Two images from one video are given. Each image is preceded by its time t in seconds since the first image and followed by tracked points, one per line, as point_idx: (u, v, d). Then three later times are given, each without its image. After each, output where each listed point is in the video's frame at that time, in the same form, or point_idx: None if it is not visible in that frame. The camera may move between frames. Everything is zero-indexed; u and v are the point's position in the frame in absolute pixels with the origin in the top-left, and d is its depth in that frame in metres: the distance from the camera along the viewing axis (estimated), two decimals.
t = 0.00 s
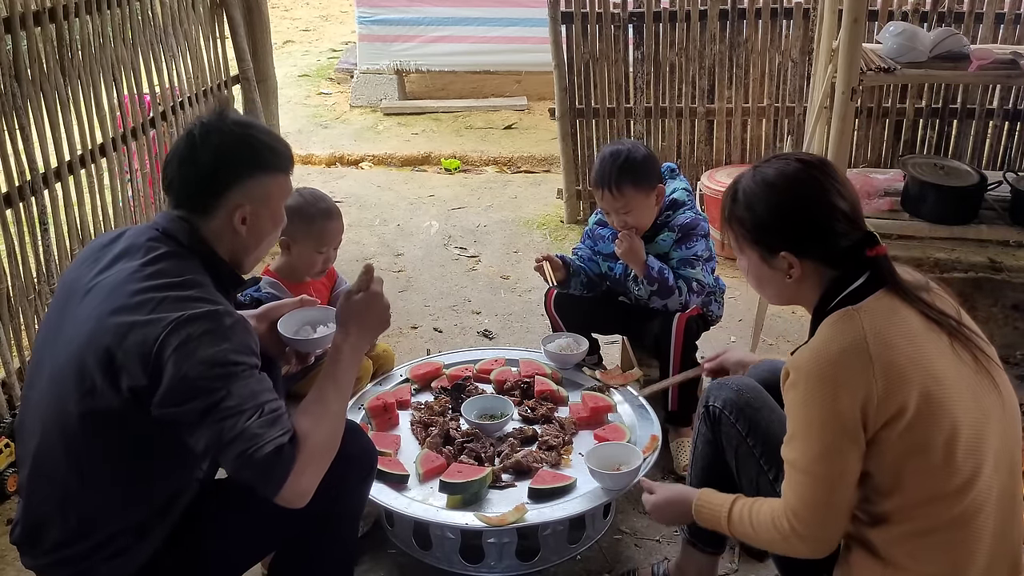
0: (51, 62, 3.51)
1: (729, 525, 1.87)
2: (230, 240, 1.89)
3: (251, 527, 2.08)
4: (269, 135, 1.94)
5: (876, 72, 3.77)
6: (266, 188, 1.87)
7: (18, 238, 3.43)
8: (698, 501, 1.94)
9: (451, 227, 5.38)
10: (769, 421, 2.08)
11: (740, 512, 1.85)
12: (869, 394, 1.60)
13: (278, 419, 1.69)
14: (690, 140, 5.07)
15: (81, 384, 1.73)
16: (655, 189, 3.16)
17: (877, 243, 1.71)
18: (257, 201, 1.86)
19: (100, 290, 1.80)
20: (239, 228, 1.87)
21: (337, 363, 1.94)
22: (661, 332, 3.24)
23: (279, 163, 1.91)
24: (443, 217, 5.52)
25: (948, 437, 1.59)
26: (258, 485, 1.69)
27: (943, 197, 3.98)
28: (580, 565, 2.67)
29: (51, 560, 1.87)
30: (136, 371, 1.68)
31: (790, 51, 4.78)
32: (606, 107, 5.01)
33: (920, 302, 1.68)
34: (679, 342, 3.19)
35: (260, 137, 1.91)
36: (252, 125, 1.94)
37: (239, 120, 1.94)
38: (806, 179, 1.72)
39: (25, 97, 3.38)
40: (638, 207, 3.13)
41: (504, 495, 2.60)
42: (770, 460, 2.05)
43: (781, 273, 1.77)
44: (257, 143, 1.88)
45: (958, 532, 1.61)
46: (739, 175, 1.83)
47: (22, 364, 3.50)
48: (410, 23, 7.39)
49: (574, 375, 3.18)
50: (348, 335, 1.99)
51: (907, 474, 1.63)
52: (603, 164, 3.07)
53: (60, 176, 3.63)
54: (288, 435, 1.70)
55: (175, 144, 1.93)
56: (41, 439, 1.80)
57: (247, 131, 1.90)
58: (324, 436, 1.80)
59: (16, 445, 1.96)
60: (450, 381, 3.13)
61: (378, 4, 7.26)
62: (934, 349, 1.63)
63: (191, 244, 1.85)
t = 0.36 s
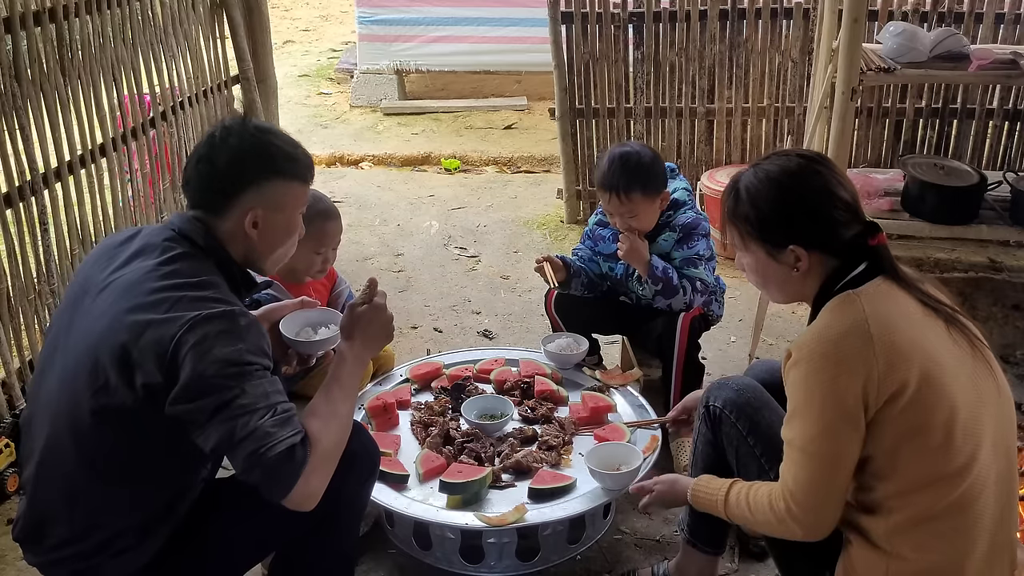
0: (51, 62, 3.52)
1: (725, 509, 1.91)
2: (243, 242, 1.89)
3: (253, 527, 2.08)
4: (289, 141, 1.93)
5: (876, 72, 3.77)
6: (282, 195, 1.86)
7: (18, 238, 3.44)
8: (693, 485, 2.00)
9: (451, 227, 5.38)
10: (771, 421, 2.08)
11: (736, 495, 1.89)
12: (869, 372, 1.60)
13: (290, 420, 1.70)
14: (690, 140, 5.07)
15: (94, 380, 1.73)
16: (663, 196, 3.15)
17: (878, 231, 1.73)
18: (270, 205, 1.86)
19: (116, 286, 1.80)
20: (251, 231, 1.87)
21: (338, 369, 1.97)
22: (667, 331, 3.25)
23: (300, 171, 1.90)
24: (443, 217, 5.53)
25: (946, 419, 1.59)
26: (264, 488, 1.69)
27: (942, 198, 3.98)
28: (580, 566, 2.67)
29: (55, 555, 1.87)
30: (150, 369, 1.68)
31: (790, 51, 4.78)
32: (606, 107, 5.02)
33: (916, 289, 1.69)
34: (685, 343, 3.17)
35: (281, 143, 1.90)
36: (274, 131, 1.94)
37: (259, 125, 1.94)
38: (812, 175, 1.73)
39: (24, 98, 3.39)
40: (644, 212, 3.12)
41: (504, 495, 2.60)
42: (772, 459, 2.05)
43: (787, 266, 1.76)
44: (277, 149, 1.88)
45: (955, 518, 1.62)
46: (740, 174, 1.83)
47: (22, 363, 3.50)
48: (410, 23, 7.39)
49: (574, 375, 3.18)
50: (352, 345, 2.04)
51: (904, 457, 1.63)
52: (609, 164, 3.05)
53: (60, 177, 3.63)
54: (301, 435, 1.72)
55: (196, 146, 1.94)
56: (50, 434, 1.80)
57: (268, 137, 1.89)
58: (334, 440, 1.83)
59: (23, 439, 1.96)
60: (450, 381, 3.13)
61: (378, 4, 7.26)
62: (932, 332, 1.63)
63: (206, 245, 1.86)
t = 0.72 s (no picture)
0: (51, 62, 3.52)
1: (718, 528, 1.84)
2: (247, 244, 1.88)
3: (254, 528, 2.08)
4: (301, 147, 1.93)
5: (876, 72, 3.78)
6: (286, 199, 1.86)
7: (18, 238, 3.44)
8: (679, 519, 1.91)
9: (451, 227, 5.38)
10: (773, 420, 2.08)
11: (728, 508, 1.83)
12: (871, 358, 1.60)
13: (294, 418, 1.70)
14: (690, 140, 5.07)
15: (99, 378, 1.73)
16: (667, 196, 3.18)
17: (885, 222, 1.72)
18: (274, 207, 1.85)
19: (123, 285, 1.80)
20: (254, 233, 1.87)
21: (344, 371, 1.97)
22: (671, 331, 3.22)
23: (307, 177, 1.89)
24: (443, 217, 5.52)
25: (948, 412, 1.59)
26: (267, 487, 1.68)
27: (943, 197, 3.98)
28: (580, 565, 2.67)
29: (57, 554, 1.87)
30: (155, 368, 1.68)
31: (790, 51, 4.78)
32: (606, 107, 5.02)
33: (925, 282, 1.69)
34: (690, 342, 3.16)
35: (290, 148, 1.90)
36: (285, 135, 1.93)
37: (269, 128, 1.94)
38: (826, 164, 1.74)
39: (25, 98, 3.39)
40: (650, 211, 3.14)
41: (504, 495, 2.60)
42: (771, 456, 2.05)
43: (792, 251, 1.78)
44: (287, 153, 1.88)
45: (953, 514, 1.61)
46: (755, 165, 1.86)
47: (22, 363, 3.51)
48: (410, 23, 7.39)
49: (574, 375, 3.18)
50: (358, 346, 2.04)
51: (904, 447, 1.63)
52: (622, 157, 3.06)
53: (60, 176, 3.63)
54: (305, 434, 1.72)
55: (208, 144, 1.95)
56: (54, 434, 1.80)
57: (278, 141, 1.89)
58: (337, 440, 1.83)
59: (25, 437, 1.96)
60: (450, 381, 3.13)
61: (378, 4, 7.26)
62: (938, 325, 1.63)
63: (212, 245, 1.86)
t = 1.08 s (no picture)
0: (51, 63, 3.52)
1: (815, 547, 1.67)
2: (247, 244, 1.89)
3: (255, 527, 2.08)
4: (301, 145, 1.94)
5: (876, 72, 3.77)
6: (286, 199, 1.86)
7: (18, 238, 3.44)
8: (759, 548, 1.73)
9: (451, 227, 5.38)
10: (783, 415, 2.06)
11: (820, 524, 1.69)
12: (963, 341, 1.58)
13: (294, 419, 1.70)
14: (690, 140, 5.07)
15: (99, 378, 1.73)
16: (668, 193, 3.20)
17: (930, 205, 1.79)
18: (274, 209, 1.85)
19: (123, 286, 1.80)
20: (253, 234, 1.87)
21: (344, 372, 1.97)
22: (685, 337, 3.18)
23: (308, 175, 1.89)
24: (443, 217, 5.52)
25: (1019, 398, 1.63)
26: (267, 487, 1.68)
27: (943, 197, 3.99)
28: (580, 565, 2.67)
29: (56, 554, 1.87)
30: (155, 368, 1.68)
31: (790, 51, 4.78)
32: (605, 107, 5.02)
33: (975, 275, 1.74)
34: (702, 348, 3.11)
35: (290, 147, 1.90)
36: (285, 134, 1.94)
37: (268, 128, 1.94)
38: (870, 160, 1.75)
39: (25, 98, 3.40)
40: (653, 206, 3.15)
41: (504, 495, 2.60)
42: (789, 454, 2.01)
43: (869, 257, 1.75)
44: (291, 151, 1.89)
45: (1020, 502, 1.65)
46: (792, 179, 1.82)
47: (23, 363, 3.51)
48: (410, 23, 7.39)
49: (574, 375, 3.18)
50: (359, 346, 2.04)
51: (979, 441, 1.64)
52: (625, 152, 3.09)
53: (60, 176, 3.63)
54: (305, 435, 1.72)
55: (205, 146, 1.94)
56: (53, 434, 1.80)
57: (277, 140, 1.89)
58: (337, 441, 1.83)
59: (25, 437, 1.96)
60: (450, 381, 3.13)
61: (378, 4, 7.26)
62: (1001, 321, 1.67)
63: (212, 245, 1.86)
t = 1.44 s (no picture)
0: (51, 63, 3.52)
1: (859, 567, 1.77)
2: (243, 244, 1.88)
3: (255, 526, 2.08)
4: (301, 145, 1.93)
5: (876, 72, 3.77)
6: (284, 199, 1.86)
7: (18, 238, 3.44)
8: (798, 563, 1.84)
9: (451, 227, 5.38)
10: (787, 462, 2.13)
11: (866, 555, 1.77)
12: (984, 374, 1.64)
13: (293, 417, 1.70)
14: (690, 140, 5.07)
15: (98, 377, 1.73)
16: (673, 187, 3.21)
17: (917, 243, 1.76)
18: (271, 208, 1.85)
19: (122, 286, 1.80)
20: (250, 234, 1.87)
21: (342, 370, 1.97)
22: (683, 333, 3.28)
23: (306, 175, 1.89)
24: (443, 217, 5.52)
25: None
26: (267, 486, 1.68)
27: (943, 197, 3.99)
28: (580, 565, 2.66)
29: (56, 554, 1.87)
30: (154, 368, 1.68)
31: (790, 51, 4.78)
32: (606, 107, 5.02)
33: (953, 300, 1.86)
34: (703, 339, 3.26)
35: (288, 147, 1.90)
36: (284, 134, 1.94)
37: (266, 128, 1.94)
38: (855, 190, 1.72)
39: (25, 98, 3.40)
40: (660, 200, 3.15)
41: (504, 495, 2.60)
42: (803, 502, 2.09)
43: (836, 295, 1.76)
44: (289, 152, 1.89)
45: None
46: (773, 202, 1.80)
47: (23, 363, 3.51)
48: (410, 23, 7.39)
49: (574, 375, 3.18)
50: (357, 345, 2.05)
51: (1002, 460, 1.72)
52: (626, 151, 3.10)
53: (60, 177, 3.63)
54: (305, 433, 1.72)
55: (205, 146, 1.94)
56: (52, 434, 1.80)
57: (275, 140, 1.89)
58: (336, 440, 1.83)
59: (24, 437, 1.97)
60: (450, 381, 3.13)
61: (378, 4, 7.26)
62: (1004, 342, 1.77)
63: (210, 245, 1.86)
